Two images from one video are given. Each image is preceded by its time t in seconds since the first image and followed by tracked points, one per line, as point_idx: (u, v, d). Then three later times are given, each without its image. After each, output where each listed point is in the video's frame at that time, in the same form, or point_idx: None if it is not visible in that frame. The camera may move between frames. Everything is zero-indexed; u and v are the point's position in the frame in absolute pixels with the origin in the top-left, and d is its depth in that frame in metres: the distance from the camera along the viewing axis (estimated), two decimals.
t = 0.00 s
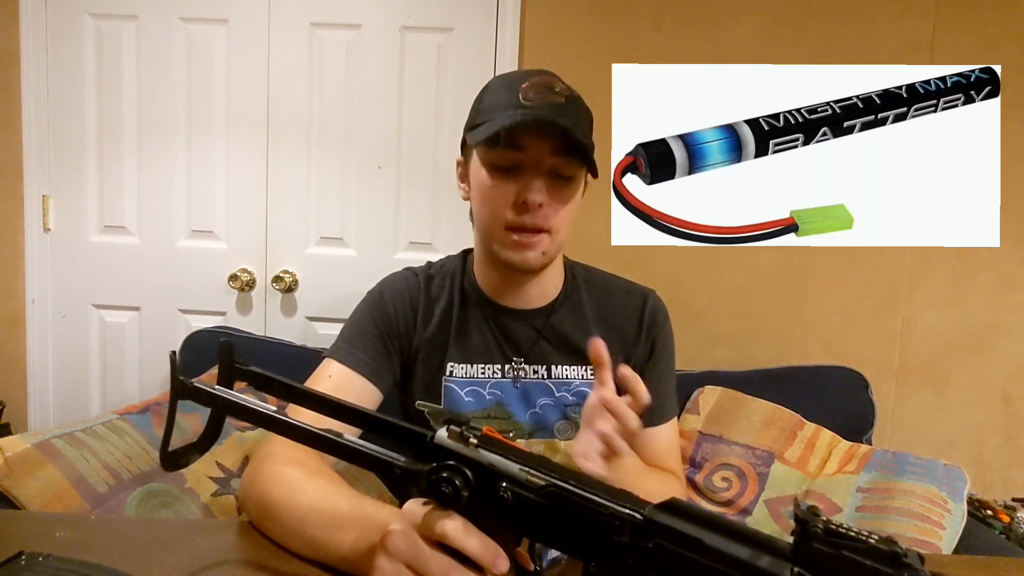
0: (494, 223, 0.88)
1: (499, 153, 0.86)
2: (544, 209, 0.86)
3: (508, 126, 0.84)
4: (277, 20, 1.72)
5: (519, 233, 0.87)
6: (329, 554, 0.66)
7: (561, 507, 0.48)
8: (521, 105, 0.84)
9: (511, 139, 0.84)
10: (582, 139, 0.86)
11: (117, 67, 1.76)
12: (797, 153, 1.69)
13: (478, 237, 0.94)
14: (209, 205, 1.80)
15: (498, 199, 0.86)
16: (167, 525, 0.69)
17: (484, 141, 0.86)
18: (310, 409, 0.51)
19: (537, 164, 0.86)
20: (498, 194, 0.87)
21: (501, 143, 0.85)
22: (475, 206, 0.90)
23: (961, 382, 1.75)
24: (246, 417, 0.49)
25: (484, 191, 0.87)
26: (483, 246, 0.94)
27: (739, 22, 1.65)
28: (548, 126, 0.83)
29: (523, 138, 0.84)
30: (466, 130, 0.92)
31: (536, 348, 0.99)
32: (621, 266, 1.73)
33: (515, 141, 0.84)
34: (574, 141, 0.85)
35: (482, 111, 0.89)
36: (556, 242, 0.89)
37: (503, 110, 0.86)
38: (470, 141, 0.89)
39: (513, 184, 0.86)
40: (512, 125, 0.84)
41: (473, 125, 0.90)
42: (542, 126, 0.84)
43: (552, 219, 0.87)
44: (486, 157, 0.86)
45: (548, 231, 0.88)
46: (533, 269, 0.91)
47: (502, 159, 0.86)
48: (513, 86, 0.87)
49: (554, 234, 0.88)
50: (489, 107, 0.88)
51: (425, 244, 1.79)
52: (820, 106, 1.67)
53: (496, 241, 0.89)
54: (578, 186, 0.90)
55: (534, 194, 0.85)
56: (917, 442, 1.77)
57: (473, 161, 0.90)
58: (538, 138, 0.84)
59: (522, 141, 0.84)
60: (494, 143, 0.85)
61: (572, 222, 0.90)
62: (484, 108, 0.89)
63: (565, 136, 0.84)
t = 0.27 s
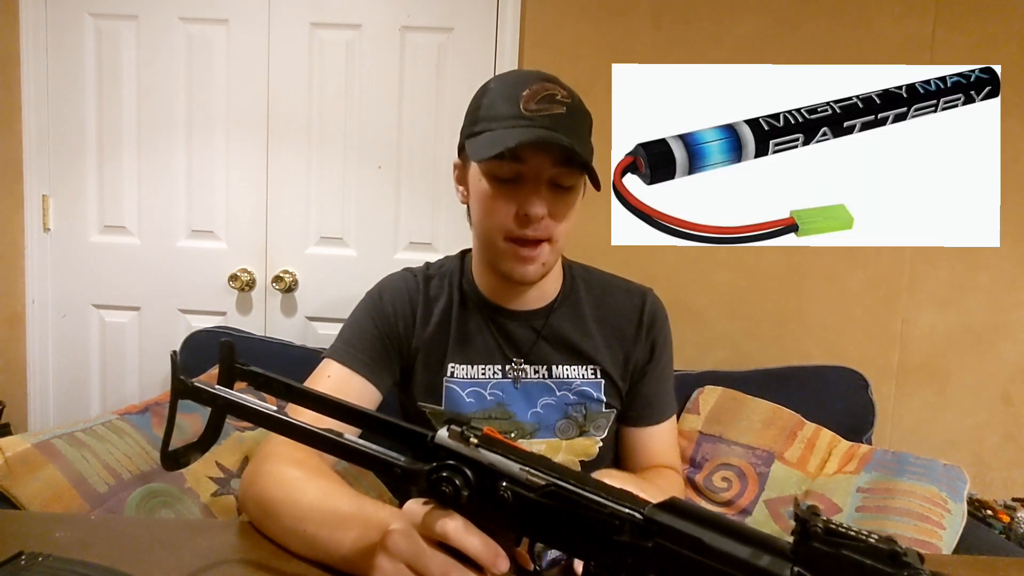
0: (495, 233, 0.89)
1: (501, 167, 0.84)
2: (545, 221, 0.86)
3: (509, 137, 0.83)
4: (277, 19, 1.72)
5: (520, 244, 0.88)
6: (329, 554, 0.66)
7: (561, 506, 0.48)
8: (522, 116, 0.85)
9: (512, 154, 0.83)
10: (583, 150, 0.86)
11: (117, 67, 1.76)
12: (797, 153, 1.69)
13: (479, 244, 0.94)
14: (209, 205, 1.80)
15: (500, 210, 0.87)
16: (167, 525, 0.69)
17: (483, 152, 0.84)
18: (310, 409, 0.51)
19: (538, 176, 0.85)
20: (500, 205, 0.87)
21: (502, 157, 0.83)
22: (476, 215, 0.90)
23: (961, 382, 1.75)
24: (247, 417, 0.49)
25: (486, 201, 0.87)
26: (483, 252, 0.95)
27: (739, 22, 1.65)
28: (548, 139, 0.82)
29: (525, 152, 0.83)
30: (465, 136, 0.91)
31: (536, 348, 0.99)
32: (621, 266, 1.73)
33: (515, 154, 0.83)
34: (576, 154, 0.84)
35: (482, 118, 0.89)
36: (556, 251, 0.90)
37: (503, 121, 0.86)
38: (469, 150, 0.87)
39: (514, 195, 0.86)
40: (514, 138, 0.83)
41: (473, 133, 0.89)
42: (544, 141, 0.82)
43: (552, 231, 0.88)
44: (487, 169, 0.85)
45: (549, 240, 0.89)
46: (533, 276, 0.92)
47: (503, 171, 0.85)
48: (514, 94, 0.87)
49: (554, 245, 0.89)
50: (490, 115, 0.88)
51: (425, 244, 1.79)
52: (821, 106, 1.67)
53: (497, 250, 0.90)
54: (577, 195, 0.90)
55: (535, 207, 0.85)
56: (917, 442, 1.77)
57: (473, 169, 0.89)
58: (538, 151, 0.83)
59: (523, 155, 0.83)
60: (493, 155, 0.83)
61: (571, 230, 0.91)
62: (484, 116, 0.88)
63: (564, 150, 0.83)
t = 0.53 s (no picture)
0: (496, 233, 0.88)
1: (503, 166, 0.84)
2: (547, 220, 0.86)
3: (511, 137, 0.83)
4: (277, 19, 1.72)
5: (522, 244, 0.88)
6: (329, 554, 0.66)
7: (560, 507, 0.48)
8: (523, 117, 0.85)
9: (515, 154, 0.83)
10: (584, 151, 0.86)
11: (117, 66, 1.76)
12: (797, 153, 1.69)
13: (479, 244, 0.94)
14: (209, 204, 1.80)
15: (502, 210, 0.87)
16: (168, 525, 0.69)
17: (484, 152, 0.84)
18: (309, 410, 0.51)
19: (540, 176, 0.85)
20: (501, 205, 0.87)
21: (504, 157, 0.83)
22: (478, 215, 0.89)
23: (961, 382, 1.75)
24: (246, 418, 0.49)
25: (488, 201, 0.87)
26: (484, 252, 0.94)
27: (739, 22, 1.65)
28: (549, 140, 0.82)
29: (528, 152, 0.83)
30: (465, 135, 0.91)
31: (535, 347, 0.99)
32: (621, 266, 1.73)
33: (518, 155, 0.83)
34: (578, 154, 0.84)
35: (483, 119, 0.88)
36: (557, 250, 0.90)
37: (504, 121, 0.86)
38: (470, 150, 0.87)
39: (516, 195, 0.86)
40: (516, 138, 0.83)
41: (473, 133, 0.89)
42: (546, 141, 0.82)
43: (553, 230, 0.88)
44: (488, 169, 0.85)
45: (550, 240, 0.88)
46: (535, 276, 0.92)
47: (505, 171, 0.85)
48: (515, 94, 0.87)
49: (555, 244, 0.89)
50: (491, 116, 0.87)
51: (425, 244, 1.79)
52: (822, 107, 1.67)
53: (498, 250, 0.90)
54: (578, 194, 0.90)
55: (537, 206, 0.85)
56: (917, 442, 1.77)
57: (473, 169, 0.89)
58: (540, 152, 0.83)
59: (525, 155, 0.83)
60: (494, 155, 0.83)
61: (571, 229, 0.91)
62: (485, 116, 0.88)
63: (566, 151, 0.83)
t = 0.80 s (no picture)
0: (490, 238, 0.89)
1: (496, 173, 0.84)
2: (541, 224, 0.87)
3: (504, 143, 0.83)
4: (277, 19, 1.72)
5: (516, 249, 0.88)
6: (329, 553, 0.66)
7: (561, 506, 0.48)
8: (515, 122, 0.85)
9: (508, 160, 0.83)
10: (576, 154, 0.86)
11: (117, 66, 1.76)
12: (797, 153, 1.69)
13: (474, 247, 0.94)
14: (209, 204, 1.80)
15: (496, 215, 0.87)
16: (168, 525, 0.69)
17: (477, 159, 0.84)
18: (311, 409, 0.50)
19: (533, 180, 0.85)
20: (495, 209, 0.87)
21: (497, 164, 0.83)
22: (471, 220, 0.90)
23: (961, 382, 1.75)
24: (249, 418, 0.49)
25: (481, 206, 0.87)
26: (478, 255, 0.95)
27: (739, 22, 1.65)
28: (542, 146, 0.82)
29: (521, 158, 0.83)
30: (457, 139, 0.91)
31: (531, 346, 1.00)
32: (621, 266, 1.73)
33: (511, 161, 0.83)
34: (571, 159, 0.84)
35: (476, 123, 0.88)
36: (551, 252, 0.91)
37: (497, 126, 0.86)
38: (463, 155, 0.87)
39: (509, 199, 0.86)
40: (509, 145, 0.82)
41: (466, 137, 0.89)
42: (538, 146, 0.82)
43: (547, 233, 0.88)
44: (481, 175, 0.85)
45: (545, 243, 0.89)
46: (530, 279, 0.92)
47: (498, 176, 0.85)
48: (507, 98, 0.87)
49: (549, 247, 0.90)
50: (484, 120, 0.87)
51: (425, 244, 1.79)
52: (822, 107, 1.67)
53: (493, 254, 0.90)
54: (571, 196, 0.90)
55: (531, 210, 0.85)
56: (917, 442, 1.77)
57: (466, 174, 0.89)
58: (534, 158, 0.83)
59: (518, 160, 0.83)
60: (488, 162, 0.82)
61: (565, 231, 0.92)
62: (477, 121, 0.88)
63: (559, 156, 0.83)
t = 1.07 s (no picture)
0: (488, 235, 0.88)
1: (492, 168, 0.85)
2: (539, 220, 0.86)
3: (500, 138, 0.84)
4: (277, 19, 1.72)
5: (514, 246, 0.88)
6: (329, 552, 0.66)
7: (562, 505, 0.48)
8: (510, 117, 0.85)
9: (504, 154, 0.83)
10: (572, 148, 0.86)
11: (117, 66, 1.77)
12: (797, 153, 1.69)
13: (472, 247, 0.94)
14: (209, 204, 1.80)
15: (493, 211, 0.87)
16: (168, 525, 0.69)
17: (474, 154, 0.84)
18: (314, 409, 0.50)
19: (530, 175, 0.85)
20: (492, 205, 0.87)
21: (494, 158, 0.83)
22: (469, 217, 0.89)
23: (961, 382, 1.75)
24: (250, 416, 0.49)
25: (478, 203, 0.87)
26: (476, 254, 0.95)
27: (738, 23, 1.65)
28: (539, 139, 0.83)
29: (517, 152, 0.83)
30: (453, 138, 0.91)
31: (527, 343, 1.00)
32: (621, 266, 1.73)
33: (508, 155, 0.83)
34: (567, 152, 0.85)
35: (471, 120, 0.89)
36: (550, 250, 0.90)
37: (493, 122, 0.86)
38: (459, 152, 0.88)
39: (507, 195, 0.86)
40: (506, 139, 0.83)
41: (462, 135, 0.89)
42: (534, 139, 0.83)
43: (546, 230, 0.88)
44: (477, 171, 0.85)
45: (543, 240, 0.88)
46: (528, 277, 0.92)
47: (495, 171, 0.85)
48: (502, 94, 0.87)
49: (547, 244, 0.89)
50: (479, 117, 0.88)
51: (425, 243, 1.79)
52: (822, 107, 1.67)
53: (491, 253, 0.90)
54: (569, 192, 0.90)
55: (528, 206, 0.85)
56: (917, 442, 1.77)
57: (463, 171, 0.89)
58: (530, 151, 0.83)
59: (515, 155, 0.83)
60: (485, 157, 0.83)
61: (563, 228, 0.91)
62: (472, 118, 0.88)
63: (555, 148, 0.83)
